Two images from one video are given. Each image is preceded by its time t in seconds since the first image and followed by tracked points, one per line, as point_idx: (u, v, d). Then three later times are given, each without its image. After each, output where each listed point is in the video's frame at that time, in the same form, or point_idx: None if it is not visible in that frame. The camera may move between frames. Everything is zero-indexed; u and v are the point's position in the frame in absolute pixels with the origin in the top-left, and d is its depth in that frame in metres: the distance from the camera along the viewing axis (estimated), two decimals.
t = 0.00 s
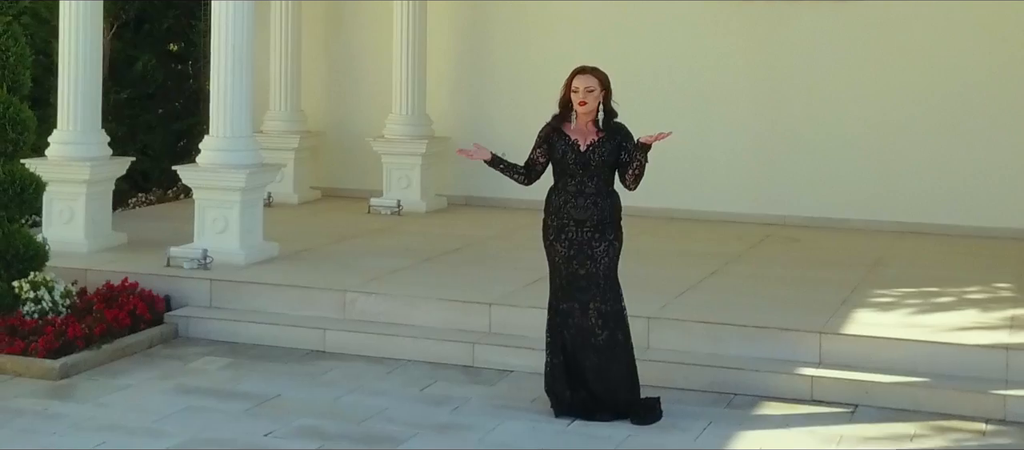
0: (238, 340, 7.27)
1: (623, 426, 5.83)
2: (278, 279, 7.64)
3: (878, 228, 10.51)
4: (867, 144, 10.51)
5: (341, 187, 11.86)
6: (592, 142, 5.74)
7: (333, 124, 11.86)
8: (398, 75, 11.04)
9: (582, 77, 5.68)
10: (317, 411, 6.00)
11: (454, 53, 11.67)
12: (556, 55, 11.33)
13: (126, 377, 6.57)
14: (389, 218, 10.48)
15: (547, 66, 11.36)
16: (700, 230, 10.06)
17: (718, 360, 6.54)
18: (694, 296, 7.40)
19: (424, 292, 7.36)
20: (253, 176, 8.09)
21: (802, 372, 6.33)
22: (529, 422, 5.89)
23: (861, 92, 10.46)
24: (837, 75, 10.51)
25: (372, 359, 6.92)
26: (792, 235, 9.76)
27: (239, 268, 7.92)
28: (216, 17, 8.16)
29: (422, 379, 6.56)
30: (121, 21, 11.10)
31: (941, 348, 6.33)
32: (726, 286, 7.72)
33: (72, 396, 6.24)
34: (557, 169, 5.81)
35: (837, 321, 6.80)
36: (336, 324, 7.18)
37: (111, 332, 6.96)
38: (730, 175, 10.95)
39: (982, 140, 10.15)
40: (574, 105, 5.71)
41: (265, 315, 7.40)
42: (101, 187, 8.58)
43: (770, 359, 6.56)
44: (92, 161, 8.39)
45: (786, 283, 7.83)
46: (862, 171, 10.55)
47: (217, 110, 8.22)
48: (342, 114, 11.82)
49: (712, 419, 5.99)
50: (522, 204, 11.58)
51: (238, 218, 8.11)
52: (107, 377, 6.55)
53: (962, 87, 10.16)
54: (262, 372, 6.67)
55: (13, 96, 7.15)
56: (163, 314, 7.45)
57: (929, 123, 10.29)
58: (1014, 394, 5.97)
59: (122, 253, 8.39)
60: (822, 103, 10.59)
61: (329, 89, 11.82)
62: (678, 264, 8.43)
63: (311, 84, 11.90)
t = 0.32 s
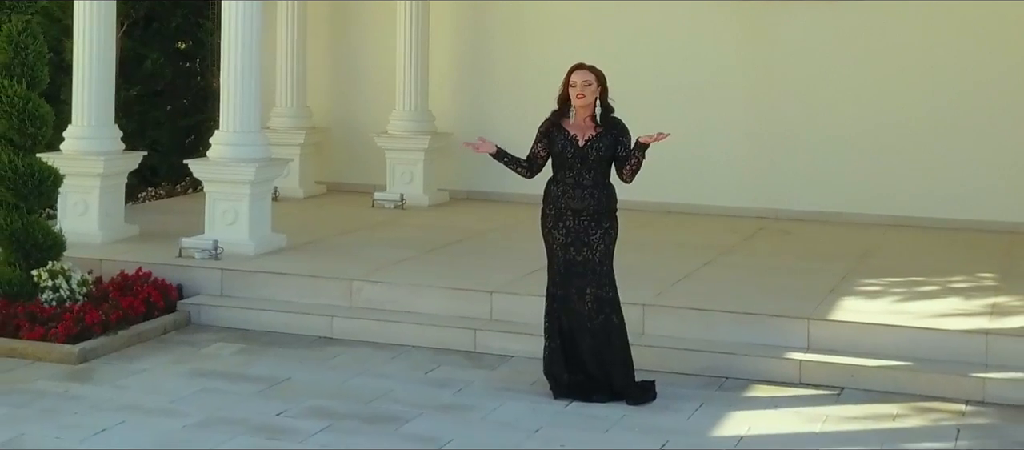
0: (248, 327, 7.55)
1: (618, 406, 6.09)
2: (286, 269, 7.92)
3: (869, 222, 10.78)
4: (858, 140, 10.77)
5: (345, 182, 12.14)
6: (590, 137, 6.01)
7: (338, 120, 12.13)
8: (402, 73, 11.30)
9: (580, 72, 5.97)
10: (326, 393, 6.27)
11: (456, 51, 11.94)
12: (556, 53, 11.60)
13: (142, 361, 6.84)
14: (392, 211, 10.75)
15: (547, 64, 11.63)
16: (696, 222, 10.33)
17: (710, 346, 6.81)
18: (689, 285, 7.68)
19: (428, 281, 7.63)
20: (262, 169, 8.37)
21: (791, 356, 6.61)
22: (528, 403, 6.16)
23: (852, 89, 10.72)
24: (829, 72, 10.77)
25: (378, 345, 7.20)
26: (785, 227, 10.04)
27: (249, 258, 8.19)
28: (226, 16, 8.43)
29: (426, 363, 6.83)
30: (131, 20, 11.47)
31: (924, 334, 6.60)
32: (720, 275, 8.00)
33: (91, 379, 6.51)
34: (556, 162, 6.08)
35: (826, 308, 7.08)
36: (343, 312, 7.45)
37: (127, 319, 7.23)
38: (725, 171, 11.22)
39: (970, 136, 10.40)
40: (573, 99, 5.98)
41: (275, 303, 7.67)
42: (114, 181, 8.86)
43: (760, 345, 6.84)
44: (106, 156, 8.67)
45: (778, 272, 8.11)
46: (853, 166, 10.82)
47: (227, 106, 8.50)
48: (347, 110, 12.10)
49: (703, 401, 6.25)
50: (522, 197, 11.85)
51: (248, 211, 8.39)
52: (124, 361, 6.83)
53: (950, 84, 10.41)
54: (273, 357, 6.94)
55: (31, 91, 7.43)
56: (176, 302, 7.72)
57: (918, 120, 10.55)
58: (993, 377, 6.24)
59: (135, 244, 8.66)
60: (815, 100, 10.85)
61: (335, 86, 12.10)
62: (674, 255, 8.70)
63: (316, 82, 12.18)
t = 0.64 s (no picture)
0: (257, 316, 7.80)
1: (614, 390, 6.35)
2: (294, 260, 8.17)
3: (862, 217, 11.03)
4: (850, 137, 11.01)
5: (350, 178, 12.40)
6: (589, 131, 6.25)
7: (343, 117, 12.39)
8: (404, 71, 11.55)
9: (582, 69, 6.24)
10: (333, 377, 6.53)
11: (458, 50, 12.18)
12: (556, 52, 11.84)
13: (156, 348, 7.10)
14: (395, 206, 11.01)
15: (547, 63, 11.88)
16: (691, 217, 10.58)
17: (703, 333, 7.07)
18: (683, 276, 7.94)
19: (431, 271, 7.89)
20: (269, 164, 8.64)
21: (781, 343, 6.86)
22: (527, 387, 6.42)
23: (844, 87, 10.97)
24: (822, 71, 11.02)
25: (383, 333, 7.46)
26: (778, 222, 10.29)
27: (258, 250, 8.45)
28: (235, 17, 8.70)
29: (430, 350, 7.09)
30: (140, 18, 11.67)
31: (909, 322, 6.87)
32: (713, 267, 8.26)
33: (108, 364, 6.76)
34: (558, 156, 6.34)
35: (814, 297, 7.34)
36: (349, 301, 7.71)
37: (141, 308, 7.50)
38: (721, 166, 11.46)
39: (960, 133, 10.64)
40: (574, 95, 6.25)
41: (283, 293, 7.93)
42: (126, 175, 9.13)
43: (751, 332, 7.10)
44: (118, 151, 8.93)
45: (770, 264, 8.37)
46: (846, 162, 11.06)
47: (236, 103, 8.75)
48: (351, 107, 12.35)
49: (696, 386, 6.51)
50: (523, 193, 12.11)
51: (256, 204, 8.65)
52: (138, 348, 7.08)
53: (940, 83, 10.65)
54: (281, 344, 7.20)
55: (48, 88, 7.66)
56: (187, 292, 7.98)
57: (909, 117, 10.79)
58: (974, 362, 6.49)
59: (146, 237, 8.92)
60: (808, 98, 11.10)
61: (339, 84, 12.36)
62: (670, 247, 8.96)
63: (321, 79, 12.43)
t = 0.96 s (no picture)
0: (266, 304, 8.11)
1: (608, 372, 6.66)
2: (300, 250, 8.48)
3: (850, 210, 11.31)
4: (841, 133, 11.27)
5: (353, 173, 12.70)
6: (594, 125, 6.57)
7: (346, 113, 12.70)
8: (406, 69, 11.87)
9: (589, 65, 6.52)
10: (340, 360, 6.84)
11: (458, 49, 12.47)
12: (554, 51, 12.12)
13: (169, 333, 7.41)
14: (397, 200, 11.32)
15: (545, 60, 12.16)
16: (685, 210, 10.89)
17: (694, 319, 7.38)
18: (675, 265, 8.24)
19: (432, 261, 8.19)
20: (276, 159, 8.96)
21: (768, 329, 7.17)
22: (525, 369, 6.72)
23: (836, 85, 11.23)
24: (814, 69, 11.29)
25: (386, 320, 7.76)
26: (769, 215, 10.59)
27: (265, 241, 8.76)
28: (244, 16, 9.01)
29: (431, 335, 7.39)
30: (149, 18, 11.98)
31: (890, 308, 7.17)
32: (704, 257, 8.56)
33: (124, 349, 7.07)
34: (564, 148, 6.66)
35: (800, 285, 7.65)
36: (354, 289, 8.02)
37: (154, 296, 7.81)
38: (714, 161, 11.73)
39: (948, 130, 10.92)
40: (581, 90, 6.54)
41: (290, 282, 8.24)
42: (137, 170, 9.44)
43: (740, 318, 7.40)
44: (130, 146, 9.25)
45: (759, 254, 8.67)
46: (836, 157, 11.33)
47: (245, 99, 9.07)
48: (354, 105, 12.66)
49: (686, 368, 6.82)
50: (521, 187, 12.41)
51: (263, 197, 8.96)
52: (153, 333, 7.40)
53: (929, 81, 10.93)
54: (289, 330, 7.50)
55: (65, 85, 7.91)
56: (198, 281, 8.28)
57: (899, 114, 11.07)
58: (952, 346, 6.80)
59: (157, 229, 9.23)
60: (800, 95, 11.36)
61: (341, 81, 12.66)
62: (663, 239, 9.26)
63: (325, 77, 12.73)
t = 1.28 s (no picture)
0: (272, 291, 8.44)
1: (600, 354, 6.97)
2: (305, 240, 8.80)
3: (838, 203, 11.62)
4: (830, 128, 11.59)
5: (355, 167, 13.02)
6: (593, 119, 6.80)
7: (349, 109, 13.02)
8: (407, 67, 12.18)
9: (593, 62, 6.77)
10: (344, 343, 7.15)
11: (457, 47, 12.78)
12: (551, 49, 12.42)
13: (180, 318, 7.73)
14: (398, 193, 11.63)
15: (542, 58, 12.46)
16: (678, 203, 11.20)
17: (683, 305, 7.70)
18: (666, 254, 8.56)
19: (433, 250, 8.51)
20: (282, 152, 9.28)
21: (754, 314, 7.49)
22: (521, 352, 7.04)
23: (826, 81, 11.54)
24: (803, 67, 11.60)
25: (389, 306, 8.08)
26: (759, 208, 10.90)
27: (271, 232, 9.08)
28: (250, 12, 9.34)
29: (431, 321, 7.71)
30: (157, 17, 12.22)
31: (870, 294, 7.49)
32: (695, 247, 8.88)
33: (137, 333, 7.39)
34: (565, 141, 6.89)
35: (786, 273, 7.97)
36: (357, 277, 8.34)
37: (166, 283, 8.13)
38: (706, 155, 12.03)
39: (934, 126, 11.25)
40: (583, 86, 6.79)
41: (295, 270, 8.56)
42: (147, 164, 9.77)
43: (727, 304, 7.72)
44: (140, 141, 9.58)
45: (748, 244, 8.99)
46: (824, 152, 11.64)
47: (252, 94, 9.40)
48: (356, 102, 12.98)
49: (675, 351, 7.13)
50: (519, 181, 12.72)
51: (269, 189, 9.28)
52: (164, 318, 7.72)
53: (916, 79, 11.25)
54: (295, 315, 7.82)
55: (79, 81, 8.21)
56: (207, 270, 8.61)
57: (886, 111, 11.39)
58: (929, 330, 7.12)
59: (166, 220, 9.56)
60: (790, 91, 11.67)
61: (344, 79, 12.98)
62: (656, 229, 9.57)
63: (327, 74, 13.04)
